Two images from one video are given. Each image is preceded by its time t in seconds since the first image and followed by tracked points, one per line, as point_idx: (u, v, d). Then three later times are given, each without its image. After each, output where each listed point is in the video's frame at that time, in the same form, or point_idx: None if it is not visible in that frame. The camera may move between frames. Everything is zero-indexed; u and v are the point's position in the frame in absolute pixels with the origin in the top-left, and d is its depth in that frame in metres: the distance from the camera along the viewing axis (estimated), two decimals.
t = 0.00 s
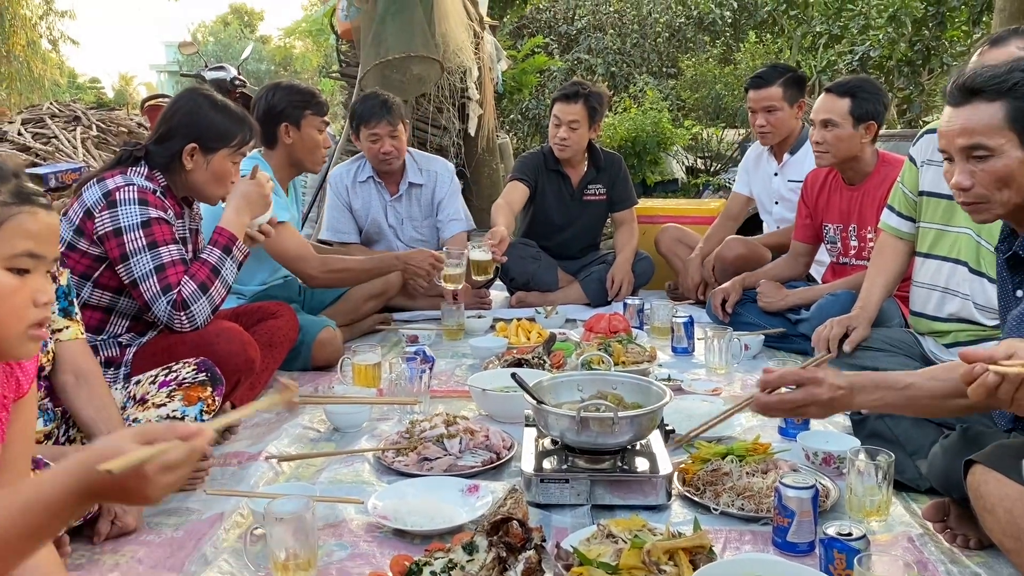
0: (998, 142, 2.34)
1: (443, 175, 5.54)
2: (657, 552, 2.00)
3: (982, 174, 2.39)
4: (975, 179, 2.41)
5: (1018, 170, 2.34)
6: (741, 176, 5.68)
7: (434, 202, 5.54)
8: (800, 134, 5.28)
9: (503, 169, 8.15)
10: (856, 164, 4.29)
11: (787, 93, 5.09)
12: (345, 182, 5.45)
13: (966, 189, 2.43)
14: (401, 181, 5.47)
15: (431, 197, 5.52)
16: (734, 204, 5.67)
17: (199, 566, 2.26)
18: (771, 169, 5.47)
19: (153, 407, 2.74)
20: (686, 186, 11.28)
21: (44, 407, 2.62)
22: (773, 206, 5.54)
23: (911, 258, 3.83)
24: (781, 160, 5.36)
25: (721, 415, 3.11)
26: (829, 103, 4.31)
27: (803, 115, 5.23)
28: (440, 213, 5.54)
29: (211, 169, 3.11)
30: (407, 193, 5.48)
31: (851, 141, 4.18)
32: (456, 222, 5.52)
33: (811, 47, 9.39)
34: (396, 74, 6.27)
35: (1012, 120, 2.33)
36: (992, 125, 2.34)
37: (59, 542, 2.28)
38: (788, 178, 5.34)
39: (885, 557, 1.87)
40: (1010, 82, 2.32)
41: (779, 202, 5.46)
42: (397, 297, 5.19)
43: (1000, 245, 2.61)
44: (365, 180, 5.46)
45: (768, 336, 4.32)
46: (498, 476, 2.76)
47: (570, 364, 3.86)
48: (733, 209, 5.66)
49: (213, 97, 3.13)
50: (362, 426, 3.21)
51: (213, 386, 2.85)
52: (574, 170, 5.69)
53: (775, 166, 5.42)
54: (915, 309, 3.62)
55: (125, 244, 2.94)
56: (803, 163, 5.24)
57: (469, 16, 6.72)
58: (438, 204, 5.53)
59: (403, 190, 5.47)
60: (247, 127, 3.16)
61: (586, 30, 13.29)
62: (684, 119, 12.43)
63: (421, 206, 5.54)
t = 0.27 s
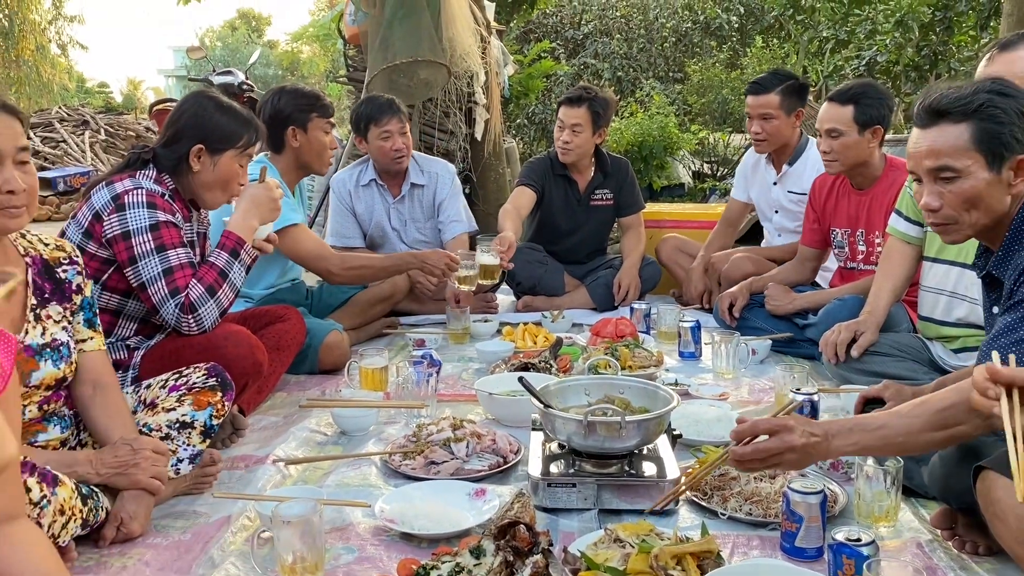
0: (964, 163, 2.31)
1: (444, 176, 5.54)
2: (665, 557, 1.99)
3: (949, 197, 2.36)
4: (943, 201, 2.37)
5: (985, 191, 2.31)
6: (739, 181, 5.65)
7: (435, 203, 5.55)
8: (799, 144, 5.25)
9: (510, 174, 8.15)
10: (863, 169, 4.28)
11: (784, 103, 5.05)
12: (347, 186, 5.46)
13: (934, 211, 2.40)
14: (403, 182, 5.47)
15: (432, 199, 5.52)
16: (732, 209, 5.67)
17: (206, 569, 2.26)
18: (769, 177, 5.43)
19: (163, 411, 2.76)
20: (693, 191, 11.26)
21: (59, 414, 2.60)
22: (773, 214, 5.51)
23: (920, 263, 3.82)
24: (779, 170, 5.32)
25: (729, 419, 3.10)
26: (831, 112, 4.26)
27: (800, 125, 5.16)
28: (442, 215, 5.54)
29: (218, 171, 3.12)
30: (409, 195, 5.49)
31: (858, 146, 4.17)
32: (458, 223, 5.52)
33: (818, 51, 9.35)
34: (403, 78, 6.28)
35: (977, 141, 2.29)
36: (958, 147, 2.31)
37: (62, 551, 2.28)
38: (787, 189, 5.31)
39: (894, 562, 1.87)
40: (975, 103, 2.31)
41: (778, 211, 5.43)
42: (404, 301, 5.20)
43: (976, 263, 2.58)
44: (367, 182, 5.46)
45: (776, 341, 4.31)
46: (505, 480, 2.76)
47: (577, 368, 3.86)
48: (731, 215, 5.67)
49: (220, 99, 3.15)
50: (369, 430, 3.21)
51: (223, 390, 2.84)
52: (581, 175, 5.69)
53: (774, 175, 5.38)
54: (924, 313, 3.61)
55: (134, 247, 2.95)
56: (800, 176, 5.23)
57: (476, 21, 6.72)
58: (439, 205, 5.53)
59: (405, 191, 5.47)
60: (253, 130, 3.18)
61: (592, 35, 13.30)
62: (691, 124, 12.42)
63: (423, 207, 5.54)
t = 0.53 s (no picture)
0: (958, 177, 2.31)
1: (451, 177, 5.56)
2: (670, 561, 1.99)
3: (943, 212, 2.35)
4: (938, 215, 2.36)
5: (979, 205, 2.31)
6: (731, 194, 5.64)
7: (443, 204, 5.57)
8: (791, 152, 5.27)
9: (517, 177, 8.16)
10: (870, 174, 4.27)
11: (772, 111, 5.06)
12: (354, 189, 5.47)
13: (929, 225, 2.38)
14: (409, 182, 5.49)
15: (440, 199, 5.54)
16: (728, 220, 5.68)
17: (213, 571, 2.27)
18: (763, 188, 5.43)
19: (172, 414, 2.77)
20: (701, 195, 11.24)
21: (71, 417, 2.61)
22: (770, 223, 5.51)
23: (927, 268, 3.81)
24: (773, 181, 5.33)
25: (735, 424, 3.09)
26: (835, 118, 4.25)
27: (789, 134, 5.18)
28: (450, 216, 5.56)
29: (226, 174, 3.14)
30: (416, 195, 5.50)
31: (865, 151, 4.16)
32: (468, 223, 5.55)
33: (826, 55, 9.32)
34: (411, 82, 6.31)
35: (971, 155, 2.29)
36: (950, 161, 2.31)
37: (70, 554, 2.30)
38: (783, 198, 5.32)
39: (901, 568, 1.86)
40: (968, 116, 2.31)
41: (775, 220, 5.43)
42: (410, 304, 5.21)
43: (974, 272, 2.58)
44: (375, 183, 5.49)
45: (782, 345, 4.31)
46: (511, 484, 2.76)
47: (583, 372, 3.86)
48: (728, 224, 5.69)
49: (228, 103, 3.17)
50: (376, 433, 3.22)
51: (232, 394, 2.87)
52: (588, 179, 5.69)
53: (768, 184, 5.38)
54: (931, 318, 3.59)
55: (142, 250, 2.97)
56: (795, 184, 5.24)
57: (483, 25, 6.74)
58: (448, 207, 5.55)
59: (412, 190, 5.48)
60: (261, 132, 3.19)
61: (600, 38, 13.29)
62: (698, 128, 12.41)
63: (430, 208, 5.55)
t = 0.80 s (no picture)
0: (962, 185, 2.30)
1: (459, 173, 5.63)
2: (675, 565, 1.99)
3: (948, 218, 2.34)
4: (942, 222, 2.36)
5: (984, 212, 2.30)
6: (734, 201, 5.64)
7: (454, 200, 5.63)
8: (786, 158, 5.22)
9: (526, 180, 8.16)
10: (878, 178, 4.26)
11: (768, 120, 5.03)
12: (362, 190, 5.48)
13: (933, 232, 2.38)
14: (417, 181, 5.52)
15: (450, 195, 5.60)
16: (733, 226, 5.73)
17: (220, 572, 2.28)
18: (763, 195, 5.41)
19: (179, 415, 2.80)
20: (709, 197, 11.20)
21: (80, 418, 2.64)
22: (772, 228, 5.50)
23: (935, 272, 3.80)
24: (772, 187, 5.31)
25: (742, 428, 3.09)
26: (841, 122, 4.24)
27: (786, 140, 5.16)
28: (462, 210, 5.63)
29: (234, 174, 3.16)
30: (424, 193, 5.53)
31: (873, 155, 4.15)
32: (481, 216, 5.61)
33: (835, 58, 9.29)
34: (419, 85, 6.33)
35: (974, 162, 2.28)
36: (954, 169, 2.30)
37: (77, 554, 2.31)
38: (783, 203, 5.30)
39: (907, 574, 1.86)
40: (971, 124, 2.29)
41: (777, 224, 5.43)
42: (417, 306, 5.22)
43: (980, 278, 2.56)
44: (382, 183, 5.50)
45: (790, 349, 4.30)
46: (517, 486, 2.76)
47: (590, 374, 3.86)
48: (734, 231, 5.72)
49: (234, 103, 3.19)
50: (382, 434, 3.23)
51: (239, 395, 2.89)
52: (595, 182, 5.69)
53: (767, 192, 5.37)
54: (939, 323, 3.59)
55: (152, 251, 2.98)
56: (794, 188, 5.20)
57: (492, 28, 6.74)
58: (459, 201, 5.62)
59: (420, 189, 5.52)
60: (267, 132, 3.21)
61: (609, 41, 13.28)
62: (707, 131, 12.39)
63: (439, 205, 5.58)
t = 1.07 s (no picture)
0: (968, 186, 2.28)
1: (467, 170, 5.65)
2: (681, 564, 1.98)
3: (954, 220, 2.33)
4: (949, 223, 2.35)
5: (990, 213, 2.29)
6: (743, 203, 5.63)
7: (463, 197, 5.63)
8: (795, 160, 5.20)
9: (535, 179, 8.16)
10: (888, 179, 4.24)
11: (777, 125, 5.01)
12: (371, 188, 5.49)
13: (939, 233, 2.37)
14: (426, 178, 5.54)
15: (458, 192, 5.60)
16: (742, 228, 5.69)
17: (227, 567, 2.29)
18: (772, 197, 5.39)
19: (188, 411, 2.81)
20: (719, 197, 11.17)
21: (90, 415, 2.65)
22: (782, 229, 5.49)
23: (944, 273, 3.78)
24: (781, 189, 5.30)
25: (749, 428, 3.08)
26: (853, 121, 4.23)
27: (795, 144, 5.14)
28: (471, 206, 5.64)
29: (237, 166, 3.17)
30: (432, 189, 5.55)
31: (882, 155, 4.13)
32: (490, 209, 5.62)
33: (847, 58, 9.24)
34: (429, 83, 6.35)
35: (980, 163, 2.27)
36: (960, 169, 2.29)
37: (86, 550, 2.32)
38: (792, 206, 5.29)
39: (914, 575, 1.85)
40: (976, 126, 2.28)
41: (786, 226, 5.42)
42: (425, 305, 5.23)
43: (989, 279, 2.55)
44: (390, 181, 5.52)
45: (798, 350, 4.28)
46: (523, 485, 2.76)
47: (597, 374, 3.85)
48: (743, 233, 5.70)
49: (231, 95, 3.21)
50: (388, 432, 3.23)
51: (247, 392, 2.90)
52: (602, 183, 5.69)
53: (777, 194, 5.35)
54: (948, 324, 3.57)
55: (160, 249, 2.99)
56: (802, 191, 5.19)
57: (501, 27, 6.75)
58: (468, 198, 5.63)
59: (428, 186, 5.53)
60: (267, 123, 3.22)
61: (618, 41, 13.26)
62: (717, 131, 12.35)
63: (446, 202, 5.59)
